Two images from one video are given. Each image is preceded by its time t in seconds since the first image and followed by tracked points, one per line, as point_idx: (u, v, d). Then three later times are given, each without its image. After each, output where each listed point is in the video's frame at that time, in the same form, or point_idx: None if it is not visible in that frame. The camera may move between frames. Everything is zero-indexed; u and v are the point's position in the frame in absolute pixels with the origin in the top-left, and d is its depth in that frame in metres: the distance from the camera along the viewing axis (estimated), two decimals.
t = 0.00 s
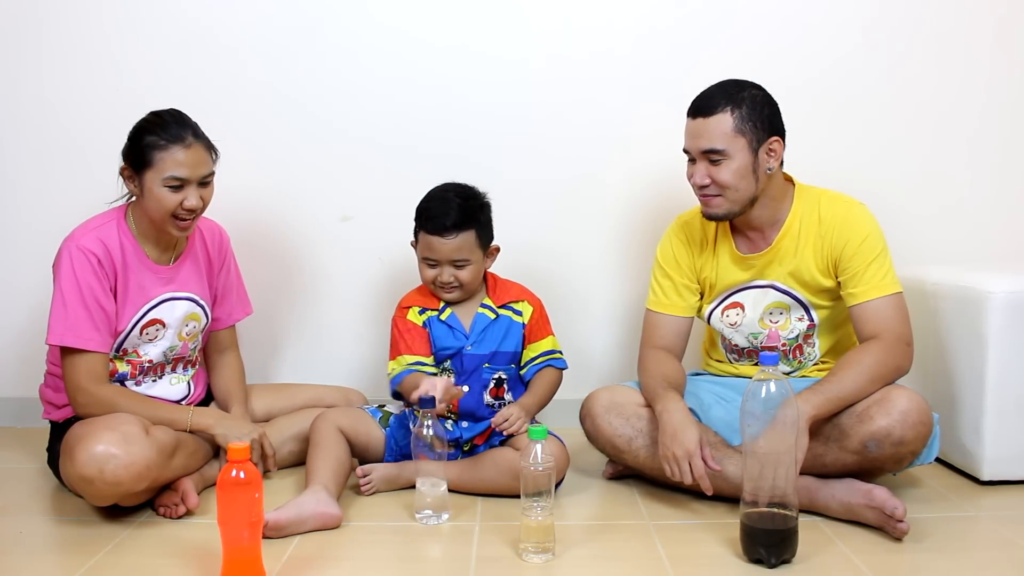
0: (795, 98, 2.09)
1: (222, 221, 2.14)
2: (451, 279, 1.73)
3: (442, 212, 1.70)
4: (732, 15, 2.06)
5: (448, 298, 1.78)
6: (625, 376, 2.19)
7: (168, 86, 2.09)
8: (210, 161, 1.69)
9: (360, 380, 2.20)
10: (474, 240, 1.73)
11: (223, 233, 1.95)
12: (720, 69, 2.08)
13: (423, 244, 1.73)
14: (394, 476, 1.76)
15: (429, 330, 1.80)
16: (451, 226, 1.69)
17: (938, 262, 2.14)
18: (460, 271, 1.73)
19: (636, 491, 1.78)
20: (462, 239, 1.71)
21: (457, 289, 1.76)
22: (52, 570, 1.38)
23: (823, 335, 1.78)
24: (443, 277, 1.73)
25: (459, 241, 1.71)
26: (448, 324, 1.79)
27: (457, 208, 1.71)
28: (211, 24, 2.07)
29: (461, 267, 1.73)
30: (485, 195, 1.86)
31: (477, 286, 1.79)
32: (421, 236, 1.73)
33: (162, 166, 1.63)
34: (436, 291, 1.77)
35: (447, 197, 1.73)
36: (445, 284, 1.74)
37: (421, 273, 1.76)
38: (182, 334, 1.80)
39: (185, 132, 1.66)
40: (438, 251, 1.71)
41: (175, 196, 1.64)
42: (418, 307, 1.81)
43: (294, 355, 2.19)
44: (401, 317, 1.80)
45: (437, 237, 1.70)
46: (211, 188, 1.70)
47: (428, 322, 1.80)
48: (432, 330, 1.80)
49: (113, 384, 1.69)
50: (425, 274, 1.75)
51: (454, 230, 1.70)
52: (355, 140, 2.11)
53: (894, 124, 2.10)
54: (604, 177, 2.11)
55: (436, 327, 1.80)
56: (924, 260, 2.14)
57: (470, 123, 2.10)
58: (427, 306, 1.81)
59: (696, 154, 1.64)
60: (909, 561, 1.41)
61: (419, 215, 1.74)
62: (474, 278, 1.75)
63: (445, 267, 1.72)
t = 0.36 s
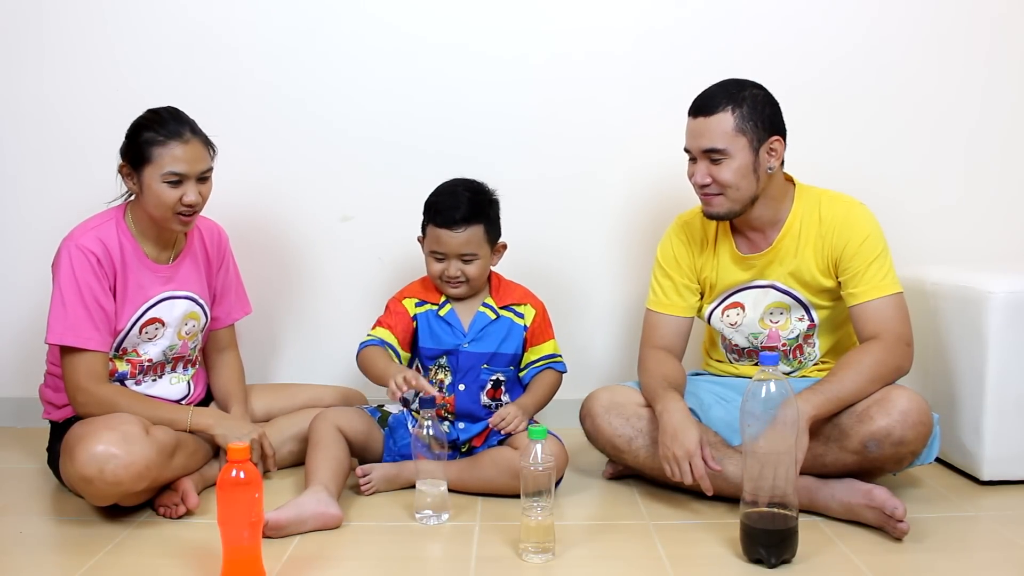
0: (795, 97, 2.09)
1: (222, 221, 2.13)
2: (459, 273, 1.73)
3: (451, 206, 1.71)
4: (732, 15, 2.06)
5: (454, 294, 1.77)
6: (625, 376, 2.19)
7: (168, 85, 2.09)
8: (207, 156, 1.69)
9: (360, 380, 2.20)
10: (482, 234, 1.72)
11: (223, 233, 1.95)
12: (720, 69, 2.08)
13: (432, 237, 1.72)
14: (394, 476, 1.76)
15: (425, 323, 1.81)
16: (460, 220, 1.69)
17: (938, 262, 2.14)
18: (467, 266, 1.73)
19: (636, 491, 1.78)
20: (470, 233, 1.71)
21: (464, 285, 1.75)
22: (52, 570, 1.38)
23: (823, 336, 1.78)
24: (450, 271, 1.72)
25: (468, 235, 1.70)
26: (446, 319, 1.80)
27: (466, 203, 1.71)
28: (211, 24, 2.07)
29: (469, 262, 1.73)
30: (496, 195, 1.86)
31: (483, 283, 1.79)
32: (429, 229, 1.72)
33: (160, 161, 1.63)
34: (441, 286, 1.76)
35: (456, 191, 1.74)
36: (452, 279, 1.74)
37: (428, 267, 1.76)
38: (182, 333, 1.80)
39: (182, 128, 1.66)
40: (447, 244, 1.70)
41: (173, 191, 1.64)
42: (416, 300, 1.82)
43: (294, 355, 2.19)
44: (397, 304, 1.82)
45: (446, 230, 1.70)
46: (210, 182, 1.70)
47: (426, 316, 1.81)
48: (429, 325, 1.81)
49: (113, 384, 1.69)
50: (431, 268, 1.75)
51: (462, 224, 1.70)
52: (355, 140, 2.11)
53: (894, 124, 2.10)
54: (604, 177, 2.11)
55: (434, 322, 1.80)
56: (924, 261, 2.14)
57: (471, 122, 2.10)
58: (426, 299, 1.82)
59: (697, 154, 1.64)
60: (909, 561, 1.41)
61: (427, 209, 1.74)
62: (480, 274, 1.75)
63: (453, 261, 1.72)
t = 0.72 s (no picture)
0: (795, 97, 2.09)
1: (222, 221, 2.13)
2: (465, 263, 1.73)
3: (464, 194, 1.73)
4: (732, 15, 2.06)
5: (458, 288, 1.77)
6: (625, 376, 2.19)
7: (167, 85, 2.09)
8: (203, 152, 1.69)
9: (359, 380, 2.20)
10: (492, 225, 1.74)
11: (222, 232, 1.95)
12: (720, 68, 2.08)
13: (442, 225, 1.73)
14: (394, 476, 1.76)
15: (430, 324, 1.80)
16: (471, 207, 1.71)
17: (938, 261, 2.14)
18: (474, 257, 1.74)
19: (636, 491, 1.78)
20: (480, 222, 1.72)
21: (470, 277, 1.76)
22: (53, 570, 1.38)
23: (822, 336, 1.78)
24: (457, 260, 1.73)
25: (479, 224, 1.72)
26: (451, 322, 1.80)
27: (480, 191, 1.73)
28: (211, 23, 2.07)
29: (477, 253, 1.74)
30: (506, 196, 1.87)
31: (488, 280, 1.79)
32: (440, 217, 1.74)
33: (156, 158, 1.64)
34: (446, 278, 1.76)
35: (468, 182, 1.75)
36: (458, 269, 1.74)
37: (435, 258, 1.76)
38: (181, 332, 1.80)
39: (178, 125, 1.67)
40: (457, 232, 1.72)
41: (171, 188, 1.64)
42: (423, 300, 1.81)
43: (294, 355, 2.19)
44: (405, 301, 1.81)
45: (456, 217, 1.71)
46: (206, 179, 1.71)
47: (430, 317, 1.80)
48: (434, 326, 1.80)
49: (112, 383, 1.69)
50: (439, 257, 1.75)
51: (473, 212, 1.72)
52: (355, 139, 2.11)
53: (893, 124, 2.10)
54: (604, 177, 2.11)
55: (439, 323, 1.80)
56: (924, 261, 2.14)
57: (470, 122, 2.10)
58: (432, 300, 1.81)
59: (700, 151, 1.64)
60: (909, 562, 1.41)
61: (439, 199, 1.76)
62: (486, 266, 1.75)
63: (461, 250, 1.73)
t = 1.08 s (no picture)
0: (795, 97, 2.09)
1: (222, 221, 2.13)
2: (469, 257, 1.74)
3: (471, 189, 1.74)
4: (731, 15, 2.06)
5: (460, 285, 1.77)
6: (625, 376, 2.19)
7: (167, 85, 2.09)
8: (199, 147, 1.69)
9: (359, 380, 2.20)
10: (496, 221, 1.75)
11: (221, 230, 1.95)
12: (719, 68, 2.08)
13: (448, 220, 1.74)
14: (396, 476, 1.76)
15: (435, 321, 1.80)
16: (477, 202, 1.72)
17: (938, 261, 2.14)
18: (478, 251, 1.74)
19: (637, 491, 1.78)
20: (485, 217, 1.73)
21: (473, 273, 1.76)
22: (53, 570, 1.38)
23: (823, 335, 1.78)
24: (462, 254, 1.74)
25: (484, 218, 1.73)
26: (456, 320, 1.79)
27: (486, 187, 1.74)
28: (210, 23, 2.07)
29: (481, 247, 1.74)
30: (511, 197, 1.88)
31: (491, 278, 1.79)
32: (447, 211, 1.75)
33: (151, 153, 1.64)
34: (448, 273, 1.77)
35: (476, 178, 1.77)
36: (463, 264, 1.74)
37: (439, 252, 1.77)
38: (181, 332, 1.80)
39: (172, 121, 1.67)
40: (462, 226, 1.73)
41: (166, 182, 1.64)
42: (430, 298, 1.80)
43: (294, 355, 2.18)
44: (413, 297, 1.79)
45: (462, 212, 1.73)
46: (202, 174, 1.70)
47: (436, 314, 1.80)
48: (439, 323, 1.80)
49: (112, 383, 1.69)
50: (442, 252, 1.76)
51: (478, 206, 1.73)
52: (355, 139, 2.11)
53: (893, 124, 2.10)
54: (604, 177, 2.11)
55: (444, 321, 1.79)
56: (924, 261, 2.14)
57: (470, 122, 2.10)
58: (438, 298, 1.80)
59: (703, 147, 1.64)
60: (908, 562, 1.41)
61: (446, 194, 1.77)
62: (490, 262, 1.75)
63: (465, 244, 1.74)
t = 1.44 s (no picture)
0: (794, 98, 2.09)
1: (222, 221, 2.13)
2: (471, 250, 1.74)
3: (471, 185, 1.75)
4: (731, 15, 2.06)
5: (463, 278, 1.76)
6: (625, 376, 2.19)
7: (167, 85, 2.09)
8: (199, 146, 1.70)
9: (359, 380, 2.20)
10: (497, 215, 1.75)
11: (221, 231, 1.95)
12: (719, 69, 2.08)
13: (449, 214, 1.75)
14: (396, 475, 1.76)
15: (442, 315, 1.79)
16: (477, 196, 1.73)
17: (938, 261, 2.14)
18: (480, 244, 1.74)
19: (637, 491, 1.78)
20: (485, 210, 1.73)
21: (475, 266, 1.76)
22: (52, 570, 1.38)
23: (823, 336, 1.78)
24: (463, 248, 1.74)
25: (485, 212, 1.73)
26: (461, 314, 1.79)
27: (487, 184, 1.76)
28: (211, 23, 2.07)
29: (482, 241, 1.74)
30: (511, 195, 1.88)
31: (494, 272, 1.79)
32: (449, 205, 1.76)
33: (151, 152, 1.64)
34: (450, 266, 1.77)
35: (478, 177, 1.78)
36: (464, 257, 1.75)
37: (440, 246, 1.77)
38: (181, 332, 1.79)
39: (173, 120, 1.67)
40: (463, 219, 1.73)
41: (167, 181, 1.64)
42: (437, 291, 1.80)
43: (294, 355, 2.18)
44: (421, 288, 1.79)
45: (463, 206, 1.73)
46: (203, 173, 1.71)
47: (441, 308, 1.79)
48: (444, 316, 1.79)
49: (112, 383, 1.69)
50: (444, 245, 1.76)
51: (479, 201, 1.73)
52: (355, 139, 2.11)
53: (893, 123, 2.10)
54: (604, 177, 2.11)
55: (449, 314, 1.79)
56: (924, 261, 2.14)
57: (470, 122, 2.10)
58: (444, 291, 1.80)
59: (704, 144, 1.65)
60: (908, 562, 1.41)
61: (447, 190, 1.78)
62: (492, 255, 1.75)
63: (466, 237, 1.74)
